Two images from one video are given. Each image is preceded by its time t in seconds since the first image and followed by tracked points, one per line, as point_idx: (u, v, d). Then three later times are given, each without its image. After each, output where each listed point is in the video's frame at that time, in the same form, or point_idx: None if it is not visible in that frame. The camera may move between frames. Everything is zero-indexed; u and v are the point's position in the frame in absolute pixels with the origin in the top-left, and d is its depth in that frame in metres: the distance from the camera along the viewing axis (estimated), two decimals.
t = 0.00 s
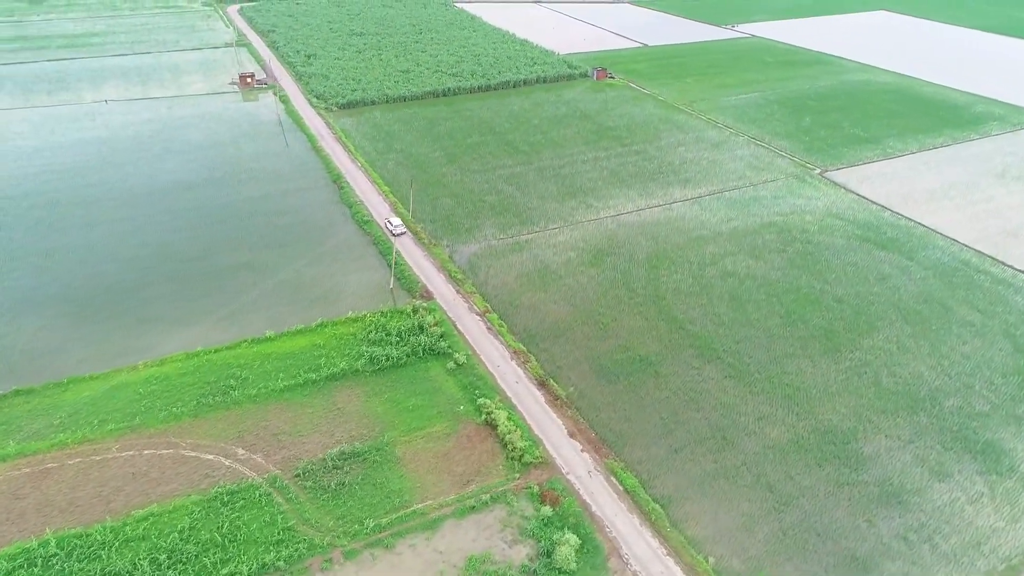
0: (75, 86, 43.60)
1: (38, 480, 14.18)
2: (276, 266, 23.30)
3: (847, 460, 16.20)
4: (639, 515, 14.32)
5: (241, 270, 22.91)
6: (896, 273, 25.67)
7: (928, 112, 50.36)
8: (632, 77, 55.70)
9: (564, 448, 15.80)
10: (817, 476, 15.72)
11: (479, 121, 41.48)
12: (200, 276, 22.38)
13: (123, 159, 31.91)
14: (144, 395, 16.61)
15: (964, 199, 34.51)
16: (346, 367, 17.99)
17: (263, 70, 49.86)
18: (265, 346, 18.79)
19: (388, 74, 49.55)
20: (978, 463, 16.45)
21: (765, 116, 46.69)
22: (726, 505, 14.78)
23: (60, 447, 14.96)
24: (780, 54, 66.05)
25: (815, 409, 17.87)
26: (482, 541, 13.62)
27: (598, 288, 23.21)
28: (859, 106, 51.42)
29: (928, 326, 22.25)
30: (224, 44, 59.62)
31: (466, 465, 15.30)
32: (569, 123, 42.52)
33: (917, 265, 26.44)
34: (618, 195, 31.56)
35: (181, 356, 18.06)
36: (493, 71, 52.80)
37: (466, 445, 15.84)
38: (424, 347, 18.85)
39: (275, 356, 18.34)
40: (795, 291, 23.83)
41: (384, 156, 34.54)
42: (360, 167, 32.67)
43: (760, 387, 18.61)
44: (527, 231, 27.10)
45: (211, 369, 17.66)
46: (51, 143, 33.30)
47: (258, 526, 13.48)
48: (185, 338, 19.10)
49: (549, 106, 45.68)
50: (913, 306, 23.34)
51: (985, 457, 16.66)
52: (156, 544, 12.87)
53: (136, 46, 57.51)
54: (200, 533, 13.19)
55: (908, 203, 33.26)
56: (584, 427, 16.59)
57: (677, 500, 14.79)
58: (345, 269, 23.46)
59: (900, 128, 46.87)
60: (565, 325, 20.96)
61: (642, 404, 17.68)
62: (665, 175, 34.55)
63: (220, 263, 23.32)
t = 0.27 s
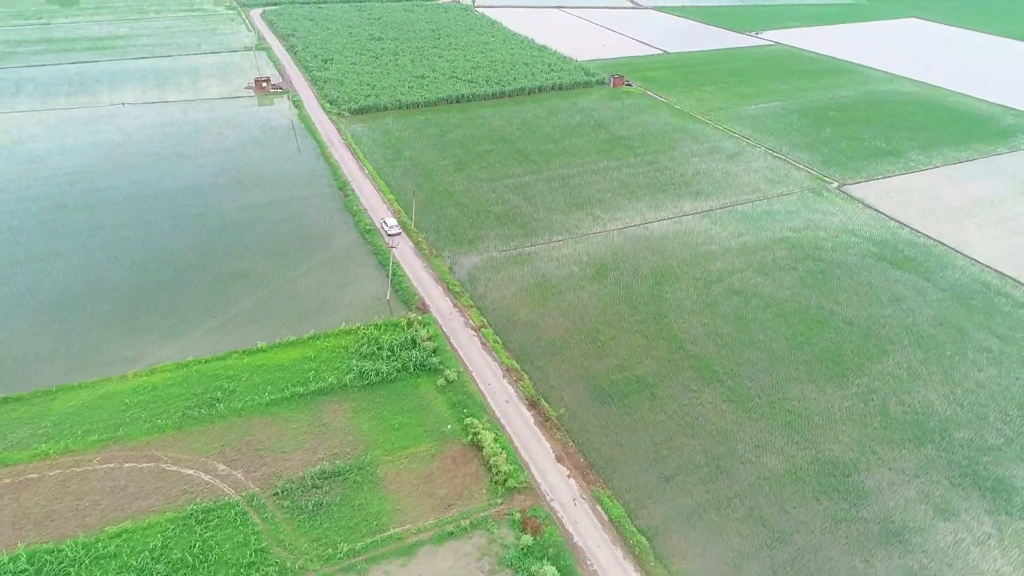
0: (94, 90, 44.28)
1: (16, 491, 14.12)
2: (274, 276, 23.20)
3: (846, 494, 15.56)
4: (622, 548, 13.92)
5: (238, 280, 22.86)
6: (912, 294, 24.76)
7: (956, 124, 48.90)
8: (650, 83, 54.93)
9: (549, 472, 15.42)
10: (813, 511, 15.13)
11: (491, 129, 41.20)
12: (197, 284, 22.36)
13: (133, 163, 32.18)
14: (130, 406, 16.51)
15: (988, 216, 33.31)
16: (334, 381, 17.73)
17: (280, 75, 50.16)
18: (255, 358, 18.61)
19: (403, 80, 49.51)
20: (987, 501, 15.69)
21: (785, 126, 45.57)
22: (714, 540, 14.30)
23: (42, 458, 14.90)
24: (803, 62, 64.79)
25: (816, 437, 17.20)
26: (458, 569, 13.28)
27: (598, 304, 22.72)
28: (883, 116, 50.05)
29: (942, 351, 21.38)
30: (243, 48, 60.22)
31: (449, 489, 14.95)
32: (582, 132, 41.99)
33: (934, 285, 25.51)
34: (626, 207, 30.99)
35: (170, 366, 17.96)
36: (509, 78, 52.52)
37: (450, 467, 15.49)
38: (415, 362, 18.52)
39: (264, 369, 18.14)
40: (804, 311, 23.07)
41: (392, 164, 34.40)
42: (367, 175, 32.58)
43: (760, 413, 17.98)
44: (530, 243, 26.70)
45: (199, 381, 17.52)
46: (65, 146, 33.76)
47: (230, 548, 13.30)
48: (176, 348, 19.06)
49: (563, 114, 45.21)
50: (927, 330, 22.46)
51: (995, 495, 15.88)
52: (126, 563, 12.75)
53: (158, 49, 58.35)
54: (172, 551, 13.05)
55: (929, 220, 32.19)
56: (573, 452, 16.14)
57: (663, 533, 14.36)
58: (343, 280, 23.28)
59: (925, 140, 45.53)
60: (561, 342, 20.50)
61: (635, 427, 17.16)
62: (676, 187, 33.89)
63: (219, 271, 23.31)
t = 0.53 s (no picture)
0: (120, 92, 45.07)
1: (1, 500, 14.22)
2: (277, 284, 23.10)
3: (847, 535, 14.93)
4: None
5: (240, 286, 22.81)
6: (933, 318, 23.73)
7: (991, 139, 47.12)
8: (673, 91, 53.78)
9: (537, 498, 15.13)
10: (810, 552, 14.56)
11: (508, 137, 40.84)
12: (199, 290, 22.35)
13: (149, 166, 32.53)
14: (120, 415, 16.44)
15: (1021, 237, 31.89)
16: (325, 395, 17.46)
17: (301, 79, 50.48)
18: (249, 369, 18.45)
19: (422, 85, 49.41)
20: (998, 548, 14.93)
21: (811, 136, 44.20)
22: None
23: (29, 467, 14.92)
24: (833, 72, 63.20)
25: (820, 471, 16.52)
26: None
27: (602, 322, 22.18)
28: (915, 128, 48.38)
29: (961, 380, 20.40)
30: (268, 51, 60.89)
31: (432, 513, 14.62)
32: (600, 140, 41.37)
33: (958, 310, 24.42)
34: (639, 220, 30.36)
35: (164, 374, 17.88)
36: (530, 84, 52.10)
37: (436, 490, 15.14)
38: (408, 379, 18.18)
39: (257, 380, 17.96)
40: (817, 334, 22.21)
41: (405, 172, 34.26)
42: (379, 182, 32.50)
43: (763, 442, 17.29)
44: (537, 256, 26.27)
45: (191, 391, 17.41)
46: (85, 148, 34.33)
47: (208, 572, 13.26)
48: (171, 354, 18.98)
49: (582, 122, 44.63)
50: (948, 358, 21.45)
51: (1008, 541, 15.10)
52: None
53: (185, 52, 59.22)
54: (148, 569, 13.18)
55: (957, 240, 30.93)
56: (562, 479, 15.73)
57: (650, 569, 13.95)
58: (345, 289, 23.08)
59: (958, 154, 43.89)
60: (561, 360, 20.00)
61: (631, 454, 16.60)
62: (693, 200, 33.12)
63: (222, 276, 23.30)
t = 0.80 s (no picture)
0: (155, 94, 46.11)
1: None
2: (283, 293, 23.05)
3: None
4: None
5: (248, 293, 22.87)
6: (964, 350, 22.47)
7: None
8: (705, 101, 52.47)
9: (524, 528, 14.92)
10: None
11: (531, 147, 40.39)
12: (207, 296, 22.45)
13: (173, 170, 33.03)
14: (114, 423, 16.48)
15: None
16: (320, 411, 17.28)
17: (331, 84, 50.88)
18: (247, 379, 18.38)
19: (449, 91, 49.25)
20: None
21: (848, 151, 42.55)
22: None
23: (22, 473, 15.06)
24: (876, 84, 61.01)
25: (828, 514, 15.77)
26: None
27: (609, 343, 21.55)
28: (960, 144, 46.22)
29: (990, 420, 19.20)
30: (302, 55, 61.65)
31: (416, 540, 14.44)
32: (626, 151, 40.56)
33: (991, 343, 23.08)
34: (658, 236, 29.58)
35: (162, 383, 17.91)
36: (558, 91, 51.50)
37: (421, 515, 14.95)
38: (404, 396, 17.85)
39: (252, 392, 17.86)
40: (836, 363, 21.20)
41: (424, 180, 34.09)
42: (397, 190, 32.40)
43: (768, 479, 16.52)
44: (549, 271, 25.74)
45: (187, 401, 17.39)
46: (115, 151, 35.18)
47: None
48: (172, 361, 19.06)
49: (608, 132, 43.89)
50: (976, 395, 20.24)
51: None
52: None
53: (221, 55, 60.33)
54: None
55: (996, 266, 29.34)
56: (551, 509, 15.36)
57: None
58: (351, 300, 22.92)
59: (1004, 172, 41.77)
60: (563, 381, 19.43)
61: (627, 486, 16.06)
62: (716, 216, 32.16)
63: (232, 283, 23.41)
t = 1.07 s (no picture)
0: (185, 97, 46.93)
1: None
2: (289, 301, 23.01)
3: None
4: None
5: (254, 300, 22.91)
6: (992, 383, 21.24)
7: None
8: (735, 110, 51.17)
9: (505, 547, 14.83)
10: None
11: (551, 156, 39.83)
12: (213, 302, 22.59)
13: (193, 175, 33.46)
14: (107, 431, 16.56)
15: None
16: (312, 426, 17.10)
17: (356, 89, 51.09)
18: (243, 390, 18.30)
19: (473, 98, 48.98)
20: None
21: (882, 166, 40.97)
22: None
23: (13, 480, 15.24)
24: (916, 95, 58.79)
25: (832, 558, 15.07)
26: None
27: (614, 364, 20.95)
28: (1003, 161, 44.08)
29: (1015, 460, 18.08)
30: (331, 59, 62.18)
31: (396, 567, 14.31)
32: (648, 162, 39.70)
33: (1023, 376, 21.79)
34: (674, 252, 28.79)
35: (158, 391, 17.96)
36: (584, 98, 50.76)
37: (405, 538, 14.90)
38: (398, 415, 17.55)
39: (247, 404, 17.77)
40: (851, 393, 20.25)
41: (440, 189, 33.87)
42: (411, 199, 32.25)
43: (769, 518, 15.82)
44: (558, 286, 25.22)
45: (181, 410, 17.38)
46: (141, 154, 35.88)
47: None
48: (172, 368, 19.17)
49: (632, 141, 43.08)
50: (1003, 432, 19.07)
51: None
52: None
53: (252, 58, 61.16)
54: None
55: None
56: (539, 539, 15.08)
57: None
58: (355, 311, 22.74)
59: None
60: (563, 403, 18.94)
61: (619, 519, 15.52)
62: (737, 231, 31.15)
63: (239, 290, 23.51)
